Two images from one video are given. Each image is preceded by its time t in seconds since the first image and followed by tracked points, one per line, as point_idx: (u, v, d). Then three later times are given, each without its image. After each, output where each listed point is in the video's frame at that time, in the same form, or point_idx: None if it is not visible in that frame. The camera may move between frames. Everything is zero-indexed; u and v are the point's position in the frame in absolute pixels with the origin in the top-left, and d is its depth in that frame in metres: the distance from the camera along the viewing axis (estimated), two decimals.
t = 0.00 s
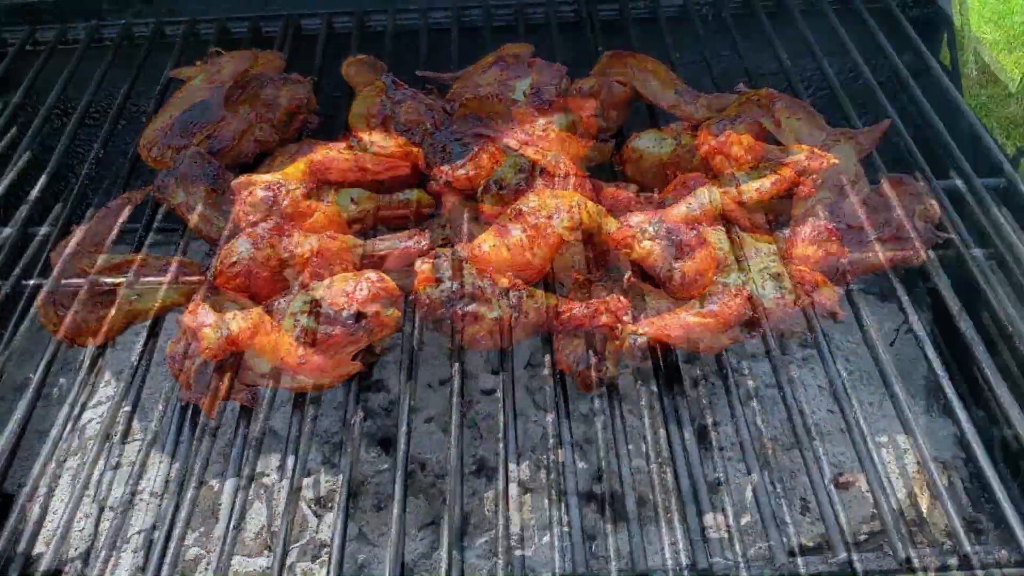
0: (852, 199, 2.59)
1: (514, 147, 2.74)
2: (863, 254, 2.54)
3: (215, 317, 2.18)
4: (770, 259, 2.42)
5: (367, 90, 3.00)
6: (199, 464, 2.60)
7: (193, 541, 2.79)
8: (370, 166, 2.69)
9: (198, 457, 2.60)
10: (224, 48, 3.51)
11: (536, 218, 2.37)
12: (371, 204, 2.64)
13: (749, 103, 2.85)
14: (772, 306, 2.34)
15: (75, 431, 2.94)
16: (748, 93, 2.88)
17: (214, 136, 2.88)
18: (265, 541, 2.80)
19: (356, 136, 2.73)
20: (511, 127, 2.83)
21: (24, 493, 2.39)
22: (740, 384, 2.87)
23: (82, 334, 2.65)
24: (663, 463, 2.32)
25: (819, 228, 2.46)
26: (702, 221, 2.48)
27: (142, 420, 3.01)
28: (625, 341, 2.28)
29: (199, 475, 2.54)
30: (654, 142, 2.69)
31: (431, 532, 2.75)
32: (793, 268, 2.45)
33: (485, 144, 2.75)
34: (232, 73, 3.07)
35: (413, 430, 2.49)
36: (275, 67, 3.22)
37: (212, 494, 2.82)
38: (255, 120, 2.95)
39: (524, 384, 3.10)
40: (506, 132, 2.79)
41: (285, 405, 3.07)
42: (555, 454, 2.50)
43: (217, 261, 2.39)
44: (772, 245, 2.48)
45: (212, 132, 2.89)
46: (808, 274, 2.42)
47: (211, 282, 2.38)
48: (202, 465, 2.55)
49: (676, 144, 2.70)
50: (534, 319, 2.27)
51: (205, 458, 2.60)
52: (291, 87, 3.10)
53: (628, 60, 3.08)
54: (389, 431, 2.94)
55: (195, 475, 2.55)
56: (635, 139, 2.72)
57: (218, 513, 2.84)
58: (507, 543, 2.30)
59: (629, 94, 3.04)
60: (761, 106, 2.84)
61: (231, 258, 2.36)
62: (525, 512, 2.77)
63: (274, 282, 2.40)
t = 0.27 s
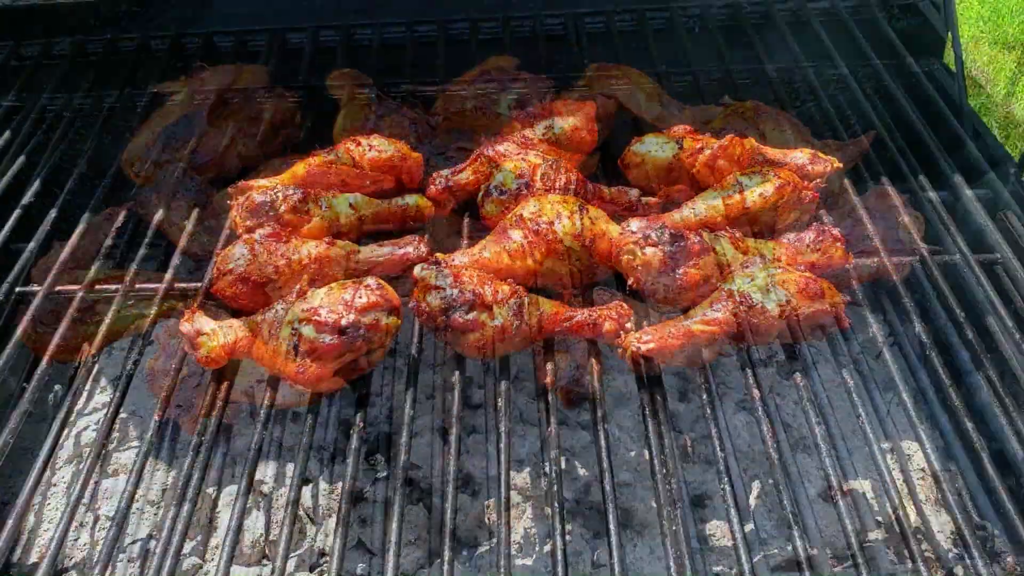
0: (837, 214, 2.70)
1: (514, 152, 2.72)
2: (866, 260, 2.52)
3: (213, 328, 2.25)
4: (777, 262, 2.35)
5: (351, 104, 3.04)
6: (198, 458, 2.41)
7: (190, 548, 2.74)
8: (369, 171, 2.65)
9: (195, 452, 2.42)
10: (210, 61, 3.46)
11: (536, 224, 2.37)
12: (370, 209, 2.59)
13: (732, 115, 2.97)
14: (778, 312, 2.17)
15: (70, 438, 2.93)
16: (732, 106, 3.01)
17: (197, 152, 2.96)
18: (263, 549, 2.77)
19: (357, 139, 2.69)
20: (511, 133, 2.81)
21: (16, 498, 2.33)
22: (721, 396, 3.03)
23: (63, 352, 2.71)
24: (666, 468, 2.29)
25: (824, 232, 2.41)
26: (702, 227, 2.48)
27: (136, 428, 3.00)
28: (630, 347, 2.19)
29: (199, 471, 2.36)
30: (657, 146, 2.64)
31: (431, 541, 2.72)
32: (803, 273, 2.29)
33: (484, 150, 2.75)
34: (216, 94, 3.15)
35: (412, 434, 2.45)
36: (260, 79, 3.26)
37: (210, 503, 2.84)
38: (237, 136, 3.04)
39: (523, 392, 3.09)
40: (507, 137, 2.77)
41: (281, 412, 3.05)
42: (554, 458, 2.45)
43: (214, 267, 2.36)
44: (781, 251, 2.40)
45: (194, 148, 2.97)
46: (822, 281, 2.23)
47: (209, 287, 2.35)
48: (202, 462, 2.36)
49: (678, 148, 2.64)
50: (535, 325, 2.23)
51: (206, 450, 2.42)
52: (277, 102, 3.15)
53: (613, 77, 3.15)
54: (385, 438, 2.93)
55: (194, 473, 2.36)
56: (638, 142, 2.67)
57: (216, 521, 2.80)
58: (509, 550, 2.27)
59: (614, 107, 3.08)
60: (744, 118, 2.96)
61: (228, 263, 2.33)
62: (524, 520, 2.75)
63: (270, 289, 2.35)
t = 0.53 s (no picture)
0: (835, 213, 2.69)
1: (514, 144, 2.67)
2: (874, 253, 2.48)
3: (209, 323, 2.20)
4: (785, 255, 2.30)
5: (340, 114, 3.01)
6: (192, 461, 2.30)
7: (186, 548, 2.68)
8: (368, 164, 2.60)
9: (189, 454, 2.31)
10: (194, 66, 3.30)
11: (538, 218, 2.33)
12: (369, 203, 2.55)
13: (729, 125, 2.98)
14: (784, 306, 2.13)
15: (64, 437, 2.90)
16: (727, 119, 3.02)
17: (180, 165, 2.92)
18: (261, 548, 2.72)
19: (354, 131, 2.63)
20: (511, 124, 2.75)
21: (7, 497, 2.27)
22: (725, 393, 3.01)
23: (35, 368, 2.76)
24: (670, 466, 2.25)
25: (831, 225, 2.37)
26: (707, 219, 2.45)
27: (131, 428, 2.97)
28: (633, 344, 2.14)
29: (193, 476, 2.25)
30: (661, 137, 2.58)
31: (432, 540, 2.68)
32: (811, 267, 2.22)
33: (484, 143, 2.71)
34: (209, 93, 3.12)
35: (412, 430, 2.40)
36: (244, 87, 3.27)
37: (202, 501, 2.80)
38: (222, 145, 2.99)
39: (524, 388, 3.05)
40: (507, 129, 2.73)
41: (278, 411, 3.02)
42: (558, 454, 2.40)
43: (211, 262, 2.32)
44: (788, 244, 2.36)
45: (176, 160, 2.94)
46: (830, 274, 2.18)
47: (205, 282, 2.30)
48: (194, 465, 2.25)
49: (682, 140, 2.57)
50: (538, 320, 2.18)
51: (200, 453, 2.31)
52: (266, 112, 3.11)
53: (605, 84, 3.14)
54: (384, 436, 2.90)
55: (188, 477, 2.25)
56: (641, 134, 2.61)
57: (213, 520, 2.75)
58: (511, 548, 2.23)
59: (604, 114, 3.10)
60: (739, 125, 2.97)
61: (224, 258, 2.28)
62: (526, 518, 2.71)
63: (267, 284, 2.30)
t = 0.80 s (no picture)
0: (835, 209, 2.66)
1: (508, 137, 2.62)
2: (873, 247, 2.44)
3: (197, 322, 2.16)
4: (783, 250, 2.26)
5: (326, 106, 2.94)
6: (180, 459, 2.18)
7: (175, 549, 2.65)
8: (358, 158, 2.55)
9: (177, 452, 2.18)
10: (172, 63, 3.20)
11: (532, 213, 2.28)
12: (359, 197, 2.50)
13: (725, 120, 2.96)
14: (782, 303, 2.06)
15: (51, 436, 2.87)
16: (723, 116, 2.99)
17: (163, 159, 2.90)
18: (251, 548, 2.69)
19: (345, 124, 2.58)
20: (504, 117, 2.71)
21: None
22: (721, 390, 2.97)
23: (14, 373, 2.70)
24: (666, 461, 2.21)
25: (829, 219, 2.33)
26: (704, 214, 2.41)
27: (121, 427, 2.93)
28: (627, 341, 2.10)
29: (180, 476, 2.13)
30: (657, 130, 2.53)
31: (425, 539, 2.64)
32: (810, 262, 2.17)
33: (477, 136, 2.67)
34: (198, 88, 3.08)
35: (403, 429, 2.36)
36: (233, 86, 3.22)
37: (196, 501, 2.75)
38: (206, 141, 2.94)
39: (518, 385, 3.02)
40: (500, 122, 2.68)
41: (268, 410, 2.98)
42: (552, 452, 2.36)
43: (197, 258, 2.27)
44: (786, 239, 2.30)
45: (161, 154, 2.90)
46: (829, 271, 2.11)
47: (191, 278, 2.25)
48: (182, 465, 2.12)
49: (678, 132, 2.52)
50: (531, 317, 2.14)
51: (189, 450, 2.18)
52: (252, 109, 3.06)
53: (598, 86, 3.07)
54: (376, 435, 2.86)
55: (175, 478, 2.14)
56: (637, 127, 2.56)
57: (203, 520, 2.72)
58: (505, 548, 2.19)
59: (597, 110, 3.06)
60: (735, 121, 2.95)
61: (211, 254, 2.24)
62: (521, 516, 2.67)
63: (256, 281, 2.25)
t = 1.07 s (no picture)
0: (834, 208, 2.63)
1: (502, 136, 2.59)
2: (873, 247, 2.40)
3: (186, 324, 2.12)
4: (780, 248, 2.23)
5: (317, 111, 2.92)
6: (170, 465, 2.13)
7: (167, 553, 2.61)
8: (350, 157, 2.52)
9: (166, 459, 2.13)
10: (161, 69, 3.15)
11: (527, 213, 2.25)
12: (351, 197, 2.47)
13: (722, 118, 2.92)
14: (780, 304, 2.03)
15: (41, 438, 2.83)
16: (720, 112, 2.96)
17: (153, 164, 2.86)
18: (244, 552, 2.65)
19: (336, 122, 2.54)
20: (498, 115, 2.67)
21: None
22: (718, 388, 2.95)
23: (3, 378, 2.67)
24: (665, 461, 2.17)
25: (828, 218, 2.30)
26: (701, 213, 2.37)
27: (110, 428, 2.90)
28: (626, 342, 2.06)
29: (170, 485, 2.08)
30: (653, 128, 2.50)
31: (420, 542, 2.61)
32: (809, 261, 2.14)
33: (471, 134, 2.63)
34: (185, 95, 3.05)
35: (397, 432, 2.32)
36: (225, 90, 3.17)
37: (186, 505, 2.71)
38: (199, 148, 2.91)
39: (512, 386, 2.99)
40: (494, 120, 2.64)
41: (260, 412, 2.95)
42: (547, 454, 2.32)
43: (187, 260, 2.23)
44: (785, 239, 2.27)
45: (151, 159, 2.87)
46: (828, 271, 2.08)
47: (181, 280, 2.22)
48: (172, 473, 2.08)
49: (674, 131, 2.49)
50: (526, 319, 2.10)
51: (179, 457, 2.13)
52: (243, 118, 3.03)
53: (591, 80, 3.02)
54: (370, 435, 2.82)
55: (164, 486, 2.09)
56: (633, 125, 2.53)
57: (194, 523, 2.68)
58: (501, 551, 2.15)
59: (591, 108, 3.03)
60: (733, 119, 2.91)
61: (200, 256, 2.20)
62: (517, 518, 2.64)
63: (246, 282, 2.22)
